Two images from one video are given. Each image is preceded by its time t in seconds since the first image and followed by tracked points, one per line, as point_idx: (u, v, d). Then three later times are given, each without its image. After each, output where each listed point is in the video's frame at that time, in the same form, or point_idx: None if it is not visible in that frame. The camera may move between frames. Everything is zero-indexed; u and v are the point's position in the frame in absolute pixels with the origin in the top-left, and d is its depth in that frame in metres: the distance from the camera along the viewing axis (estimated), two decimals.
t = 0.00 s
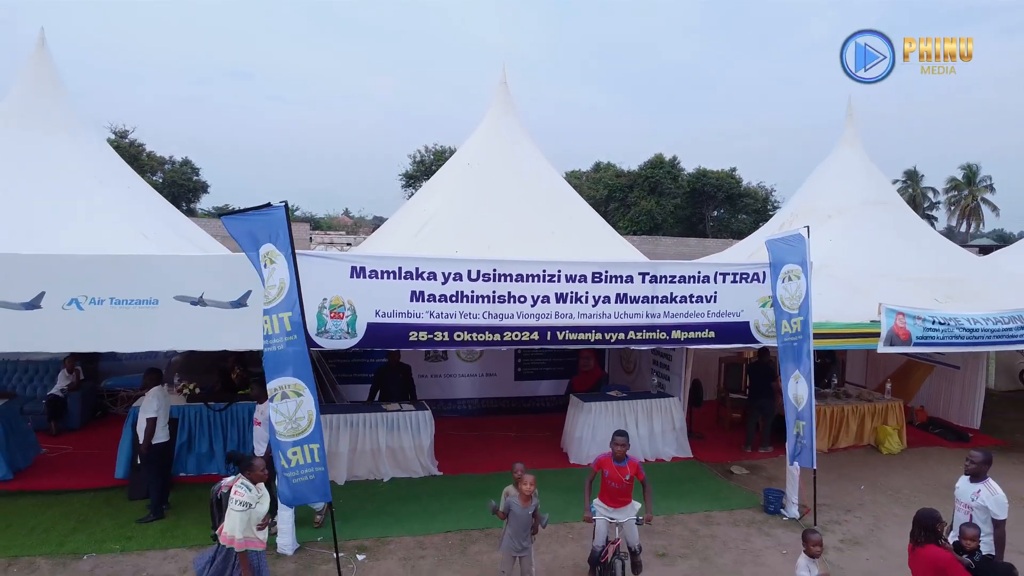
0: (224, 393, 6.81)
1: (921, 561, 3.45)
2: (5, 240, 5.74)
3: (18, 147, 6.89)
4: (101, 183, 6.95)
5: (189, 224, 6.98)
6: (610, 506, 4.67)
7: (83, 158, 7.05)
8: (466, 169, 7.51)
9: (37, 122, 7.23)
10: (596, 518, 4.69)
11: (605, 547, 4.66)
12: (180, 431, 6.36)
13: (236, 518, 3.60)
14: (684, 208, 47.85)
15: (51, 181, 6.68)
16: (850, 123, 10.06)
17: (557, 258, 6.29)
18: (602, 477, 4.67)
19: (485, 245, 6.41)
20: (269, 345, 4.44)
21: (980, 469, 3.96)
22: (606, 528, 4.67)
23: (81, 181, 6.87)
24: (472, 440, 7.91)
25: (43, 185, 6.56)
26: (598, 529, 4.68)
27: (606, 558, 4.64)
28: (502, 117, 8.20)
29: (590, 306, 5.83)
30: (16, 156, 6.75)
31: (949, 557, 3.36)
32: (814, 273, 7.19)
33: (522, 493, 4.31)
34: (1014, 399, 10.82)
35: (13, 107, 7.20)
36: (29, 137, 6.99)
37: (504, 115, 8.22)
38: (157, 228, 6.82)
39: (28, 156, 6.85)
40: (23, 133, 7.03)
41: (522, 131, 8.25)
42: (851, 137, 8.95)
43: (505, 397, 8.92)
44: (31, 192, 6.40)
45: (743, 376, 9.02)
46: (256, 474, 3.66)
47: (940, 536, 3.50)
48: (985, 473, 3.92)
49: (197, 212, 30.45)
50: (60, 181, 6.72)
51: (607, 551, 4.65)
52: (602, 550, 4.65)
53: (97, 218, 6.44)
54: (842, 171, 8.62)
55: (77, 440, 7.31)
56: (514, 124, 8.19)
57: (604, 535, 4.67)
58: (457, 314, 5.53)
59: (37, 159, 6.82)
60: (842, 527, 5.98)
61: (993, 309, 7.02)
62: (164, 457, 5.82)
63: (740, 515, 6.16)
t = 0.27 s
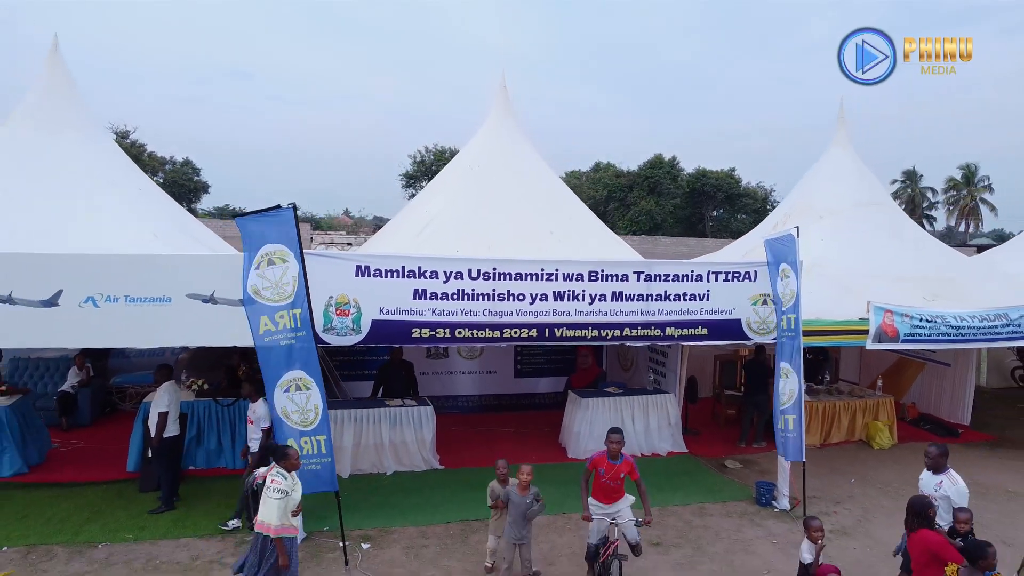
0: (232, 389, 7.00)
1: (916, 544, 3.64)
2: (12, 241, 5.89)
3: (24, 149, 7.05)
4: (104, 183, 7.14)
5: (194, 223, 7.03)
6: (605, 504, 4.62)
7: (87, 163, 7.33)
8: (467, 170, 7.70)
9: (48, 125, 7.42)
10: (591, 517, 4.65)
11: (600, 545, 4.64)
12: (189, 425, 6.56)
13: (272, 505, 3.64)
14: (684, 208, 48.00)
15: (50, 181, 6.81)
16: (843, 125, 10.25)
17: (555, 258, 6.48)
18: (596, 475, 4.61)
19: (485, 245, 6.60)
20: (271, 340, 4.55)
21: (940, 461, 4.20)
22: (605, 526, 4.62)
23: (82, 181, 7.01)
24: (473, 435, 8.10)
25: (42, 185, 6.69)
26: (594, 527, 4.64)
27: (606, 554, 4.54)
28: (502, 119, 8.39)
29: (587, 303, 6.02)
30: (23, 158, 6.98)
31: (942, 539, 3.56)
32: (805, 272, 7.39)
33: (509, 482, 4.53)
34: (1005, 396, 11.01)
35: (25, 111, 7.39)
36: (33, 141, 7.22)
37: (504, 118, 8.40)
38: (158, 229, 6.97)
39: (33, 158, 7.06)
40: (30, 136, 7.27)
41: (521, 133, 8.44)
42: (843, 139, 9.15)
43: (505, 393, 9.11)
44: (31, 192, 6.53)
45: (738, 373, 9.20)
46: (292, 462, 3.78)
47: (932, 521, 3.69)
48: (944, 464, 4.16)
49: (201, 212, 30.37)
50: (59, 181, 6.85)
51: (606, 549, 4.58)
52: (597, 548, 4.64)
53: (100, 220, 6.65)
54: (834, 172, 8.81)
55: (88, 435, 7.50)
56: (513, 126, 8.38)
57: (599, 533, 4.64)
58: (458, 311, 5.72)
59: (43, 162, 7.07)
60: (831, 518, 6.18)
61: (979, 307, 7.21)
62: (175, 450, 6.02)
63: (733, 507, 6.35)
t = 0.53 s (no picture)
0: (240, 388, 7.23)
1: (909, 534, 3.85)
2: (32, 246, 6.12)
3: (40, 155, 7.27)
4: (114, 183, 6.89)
5: (205, 228, 7.22)
6: (601, 511, 4.35)
7: (99, 159, 6.99)
8: (468, 175, 7.92)
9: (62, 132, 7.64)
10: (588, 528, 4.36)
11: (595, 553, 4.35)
12: (199, 423, 6.77)
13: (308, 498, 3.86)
14: (683, 208, 48.21)
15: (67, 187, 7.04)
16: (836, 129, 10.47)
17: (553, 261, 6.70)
18: (592, 483, 4.37)
19: (486, 248, 6.82)
20: (285, 341, 4.85)
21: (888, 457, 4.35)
22: (600, 536, 4.33)
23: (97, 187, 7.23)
24: (473, 434, 8.31)
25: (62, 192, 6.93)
26: (590, 537, 4.34)
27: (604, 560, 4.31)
28: (503, 125, 8.61)
29: (584, 305, 6.23)
30: (32, 158, 6.66)
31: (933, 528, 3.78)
32: (797, 275, 7.60)
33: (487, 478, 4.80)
34: (996, 395, 11.22)
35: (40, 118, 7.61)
36: (41, 138, 6.86)
37: (504, 124, 8.62)
38: (171, 229, 6.64)
39: (41, 157, 6.68)
40: (37, 134, 6.91)
41: (521, 139, 8.66)
42: (836, 144, 9.36)
43: (505, 393, 9.33)
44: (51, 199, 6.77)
45: (733, 372, 9.42)
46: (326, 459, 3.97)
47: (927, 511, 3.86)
48: (891, 458, 4.32)
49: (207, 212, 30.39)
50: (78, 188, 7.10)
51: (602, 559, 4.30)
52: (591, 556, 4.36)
53: (113, 221, 6.31)
54: (827, 177, 9.03)
55: (99, 433, 7.71)
56: (514, 132, 8.60)
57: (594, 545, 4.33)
58: (460, 313, 5.94)
59: (53, 160, 6.70)
60: (820, 512, 6.39)
61: (966, 308, 7.42)
62: (186, 448, 6.23)
63: (725, 502, 6.57)
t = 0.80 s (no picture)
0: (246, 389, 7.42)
1: (911, 530, 4.06)
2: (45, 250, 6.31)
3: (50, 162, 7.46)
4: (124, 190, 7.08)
5: (213, 233, 7.41)
6: (596, 520, 4.29)
7: (109, 166, 7.15)
8: (469, 180, 8.11)
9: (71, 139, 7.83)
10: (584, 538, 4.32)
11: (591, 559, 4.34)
12: (207, 423, 6.96)
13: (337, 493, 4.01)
14: (683, 208, 48.38)
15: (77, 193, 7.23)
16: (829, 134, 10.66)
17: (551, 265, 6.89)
18: (586, 492, 4.31)
19: (486, 252, 7.00)
20: (292, 343, 5.02)
21: (856, 449, 4.44)
22: (595, 546, 4.29)
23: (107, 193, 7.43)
24: (474, 433, 8.50)
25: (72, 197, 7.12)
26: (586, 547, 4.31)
27: (601, 570, 4.29)
28: (502, 131, 8.80)
29: (581, 308, 6.42)
30: (43, 165, 6.83)
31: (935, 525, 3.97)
32: (789, 278, 7.79)
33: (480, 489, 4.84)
34: (988, 395, 11.40)
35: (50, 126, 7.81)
36: (52, 146, 7.03)
37: (504, 130, 8.81)
38: (180, 234, 6.80)
39: (52, 164, 6.86)
40: (47, 141, 7.08)
41: (520, 144, 8.84)
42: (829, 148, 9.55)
43: (505, 393, 9.51)
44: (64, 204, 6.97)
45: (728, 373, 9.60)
46: (353, 457, 4.13)
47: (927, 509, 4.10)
48: (859, 451, 4.40)
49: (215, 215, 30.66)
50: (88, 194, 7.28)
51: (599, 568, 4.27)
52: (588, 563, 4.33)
53: (123, 225, 6.47)
54: (820, 181, 9.21)
55: (108, 432, 7.89)
56: (513, 137, 8.78)
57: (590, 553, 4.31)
58: (461, 315, 6.12)
59: (63, 167, 6.87)
60: (811, 509, 6.57)
61: (955, 310, 7.60)
62: (196, 446, 6.41)
63: (719, 499, 6.75)
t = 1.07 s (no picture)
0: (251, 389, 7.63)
1: (916, 525, 4.38)
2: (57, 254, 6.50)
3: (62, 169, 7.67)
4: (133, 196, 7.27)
5: (219, 238, 7.62)
6: (589, 526, 4.44)
7: (119, 173, 7.36)
8: (468, 186, 8.32)
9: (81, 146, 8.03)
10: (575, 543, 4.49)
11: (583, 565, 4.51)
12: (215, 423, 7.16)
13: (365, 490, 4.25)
14: (682, 209, 48.63)
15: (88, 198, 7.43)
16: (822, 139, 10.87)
17: (548, 269, 7.10)
18: (577, 497, 4.45)
19: (484, 257, 7.22)
20: (300, 346, 5.23)
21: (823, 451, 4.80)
22: (588, 551, 4.45)
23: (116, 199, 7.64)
24: (473, 432, 8.71)
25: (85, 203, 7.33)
26: (579, 552, 4.49)
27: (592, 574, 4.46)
28: (501, 137, 9.00)
29: (576, 311, 6.63)
30: (55, 173, 7.04)
31: (939, 522, 4.27)
32: (780, 282, 8.00)
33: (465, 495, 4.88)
34: (978, 395, 11.62)
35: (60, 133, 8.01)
36: (63, 154, 7.23)
37: (503, 136, 9.02)
38: (188, 240, 6.99)
39: (63, 172, 7.06)
40: (59, 150, 7.28)
41: (519, 151, 9.05)
42: (820, 154, 9.76)
43: (503, 393, 9.73)
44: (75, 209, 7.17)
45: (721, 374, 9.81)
46: (381, 454, 4.38)
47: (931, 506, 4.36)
48: (825, 451, 4.71)
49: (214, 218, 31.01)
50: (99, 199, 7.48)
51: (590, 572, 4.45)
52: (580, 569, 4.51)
53: (132, 229, 6.69)
54: (811, 186, 9.42)
55: (117, 432, 8.10)
56: (512, 144, 9.00)
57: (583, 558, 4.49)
58: (460, 319, 6.34)
59: (74, 174, 7.08)
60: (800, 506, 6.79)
61: (941, 313, 7.81)
62: (204, 445, 6.61)
63: (710, 496, 6.97)
